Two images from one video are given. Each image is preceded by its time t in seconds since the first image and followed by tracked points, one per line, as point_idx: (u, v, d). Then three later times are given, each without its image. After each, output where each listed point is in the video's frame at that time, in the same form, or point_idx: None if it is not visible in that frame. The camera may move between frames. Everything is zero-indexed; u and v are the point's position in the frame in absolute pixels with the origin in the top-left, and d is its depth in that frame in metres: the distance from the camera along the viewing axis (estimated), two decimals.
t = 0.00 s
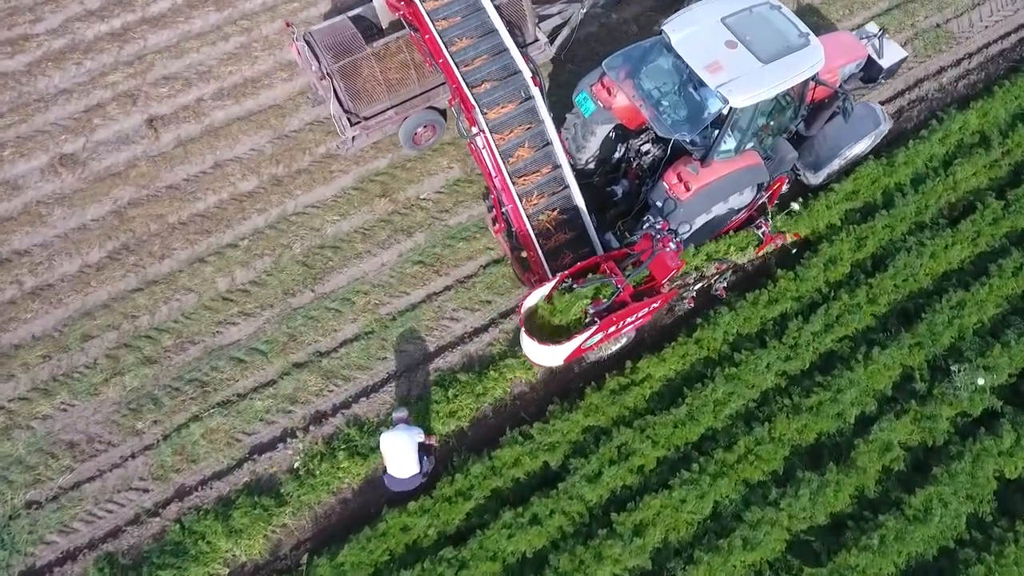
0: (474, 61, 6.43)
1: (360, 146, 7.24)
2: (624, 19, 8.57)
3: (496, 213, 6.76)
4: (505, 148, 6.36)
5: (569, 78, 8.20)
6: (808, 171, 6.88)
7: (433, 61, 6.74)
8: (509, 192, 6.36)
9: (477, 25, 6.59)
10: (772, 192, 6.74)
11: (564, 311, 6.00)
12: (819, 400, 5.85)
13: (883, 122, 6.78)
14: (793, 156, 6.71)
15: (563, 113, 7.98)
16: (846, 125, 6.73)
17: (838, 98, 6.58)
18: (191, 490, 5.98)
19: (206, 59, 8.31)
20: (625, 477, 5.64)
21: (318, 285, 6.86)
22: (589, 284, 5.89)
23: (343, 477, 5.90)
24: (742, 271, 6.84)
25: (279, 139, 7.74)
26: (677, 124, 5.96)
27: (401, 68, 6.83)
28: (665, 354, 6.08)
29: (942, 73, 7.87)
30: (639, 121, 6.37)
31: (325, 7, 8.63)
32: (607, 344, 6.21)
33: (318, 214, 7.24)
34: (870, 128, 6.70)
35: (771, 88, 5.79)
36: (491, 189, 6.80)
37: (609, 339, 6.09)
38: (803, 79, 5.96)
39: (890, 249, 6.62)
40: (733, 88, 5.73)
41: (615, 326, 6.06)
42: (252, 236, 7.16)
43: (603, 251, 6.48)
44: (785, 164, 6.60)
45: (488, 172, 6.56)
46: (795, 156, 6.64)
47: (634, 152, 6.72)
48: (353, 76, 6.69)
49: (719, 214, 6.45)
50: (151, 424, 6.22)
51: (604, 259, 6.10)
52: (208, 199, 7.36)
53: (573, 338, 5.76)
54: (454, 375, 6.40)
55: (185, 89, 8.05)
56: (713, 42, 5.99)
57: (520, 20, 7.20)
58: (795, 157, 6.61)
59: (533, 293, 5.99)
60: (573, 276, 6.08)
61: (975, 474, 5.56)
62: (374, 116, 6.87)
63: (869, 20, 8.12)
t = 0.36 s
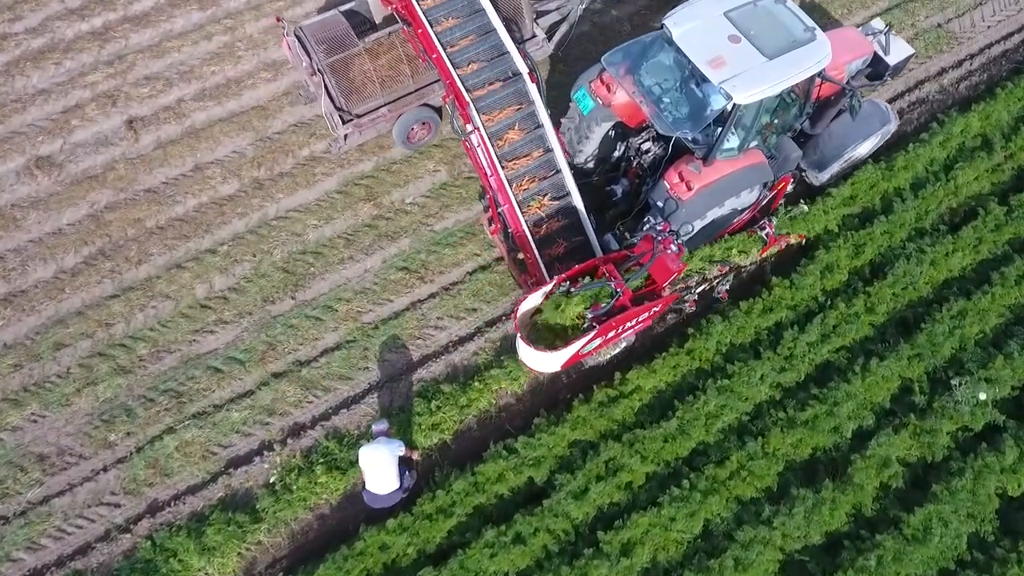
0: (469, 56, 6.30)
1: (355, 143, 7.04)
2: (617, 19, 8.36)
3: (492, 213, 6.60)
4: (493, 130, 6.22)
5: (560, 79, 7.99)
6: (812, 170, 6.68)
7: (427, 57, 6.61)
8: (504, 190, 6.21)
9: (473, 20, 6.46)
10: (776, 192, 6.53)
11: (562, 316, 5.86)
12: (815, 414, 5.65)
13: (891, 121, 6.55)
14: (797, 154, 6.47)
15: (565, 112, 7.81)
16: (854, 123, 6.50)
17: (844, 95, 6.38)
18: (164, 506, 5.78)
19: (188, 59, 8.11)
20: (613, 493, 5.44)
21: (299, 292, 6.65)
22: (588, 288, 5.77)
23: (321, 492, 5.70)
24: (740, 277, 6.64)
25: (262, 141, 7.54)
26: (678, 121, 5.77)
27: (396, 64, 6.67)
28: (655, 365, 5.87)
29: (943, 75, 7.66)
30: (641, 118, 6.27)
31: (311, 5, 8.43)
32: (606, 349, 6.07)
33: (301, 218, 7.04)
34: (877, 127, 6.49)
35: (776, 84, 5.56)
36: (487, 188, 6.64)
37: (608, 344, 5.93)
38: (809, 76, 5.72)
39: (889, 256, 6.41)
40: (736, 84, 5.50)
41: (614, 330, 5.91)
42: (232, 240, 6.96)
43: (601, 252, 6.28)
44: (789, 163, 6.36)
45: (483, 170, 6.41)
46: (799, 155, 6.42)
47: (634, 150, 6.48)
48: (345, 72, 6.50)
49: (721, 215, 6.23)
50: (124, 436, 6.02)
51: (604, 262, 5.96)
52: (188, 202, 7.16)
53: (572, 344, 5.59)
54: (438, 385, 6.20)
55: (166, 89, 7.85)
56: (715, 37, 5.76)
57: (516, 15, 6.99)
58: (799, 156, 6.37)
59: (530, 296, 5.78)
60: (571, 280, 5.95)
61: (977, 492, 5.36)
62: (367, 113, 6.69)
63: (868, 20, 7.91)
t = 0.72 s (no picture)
0: (462, 56, 6.11)
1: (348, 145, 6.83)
2: (610, 20, 8.13)
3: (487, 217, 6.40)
4: (480, 115, 6.04)
5: (551, 82, 7.77)
6: (818, 173, 6.44)
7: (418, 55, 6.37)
8: (499, 195, 6.03)
9: (467, 18, 6.24)
10: (781, 196, 6.32)
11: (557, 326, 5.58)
12: (811, 433, 5.43)
13: (899, 123, 6.35)
14: (802, 157, 6.29)
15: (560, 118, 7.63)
16: (861, 124, 6.32)
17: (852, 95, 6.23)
18: (134, 527, 5.58)
19: (169, 62, 7.89)
20: (600, 517, 5.22)
21: (277, 303, 6.43)
22: (586, 297, 5.54)
23: (297, 514, 5.49)
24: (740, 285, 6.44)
25: (243, 146, 7.32)
26: (680, 122, 5.59)
27: (390, 64, 6.49)
28: (645, 382, 5.65)
29: (945, 79, 7.44)
30: (641, 120, 6.04)
31: (296, 7, 8.21)
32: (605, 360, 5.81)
33: (281, 226, 6.82)
34: (885, 129, 6.28)
35: (782, 84, 5.41)
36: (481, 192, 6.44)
37: (607, 354, 5.71)
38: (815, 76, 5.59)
39: (888, 267, 6.19)
40: (740, 85, 5.35)
41: (613, 340, 5.66)
42: (210, 250, 6.74)
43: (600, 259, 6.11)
44: (794, 166, 6.20)
45: (478, 174, 6.22)
46: (804, 158, 6.24)
47: (634, 153, 6.37)
48: (336, 73, 6.34)
49: (724, 219, 6.02)
50: (94, 454, 5.81)
51: (602, 270, 5.72)
52: (165, 210, 6.94)
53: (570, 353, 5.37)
54: (421, 402, 5.98)
55: (145, 93, 7.62)
56: (719, 36, 5.61)
57: (513, 14, 6.81)
58: (804, 158, 6.20)
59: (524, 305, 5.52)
60: (569, 288, 5.74)
61: (978, 516, 5.15)
62: (360, 114, 6.49)
63: (868, 22, 7.68)
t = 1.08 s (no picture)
0: (456, 56, 5.90)
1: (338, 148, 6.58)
2: (602, 23, 7.91)
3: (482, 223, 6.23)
4: (466, 98, 5.84)
5: (541, 86, 7.56)
6: (822, 177, 6.26)
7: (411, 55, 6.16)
8: (494, 200, 5.84)
9: (461, 16, 6.03)
10: (785, 201, 6.17)
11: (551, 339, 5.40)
12: (805, 455, 5.22)
13: (907, 126, 6.09)
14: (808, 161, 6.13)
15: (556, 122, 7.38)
16: (869, 127, 6.12)
17: (859, 97, 6.01)
18: (102, 550, 5.39)
19: (149, 65, 7.67)
20: (585, 542, 5.02)
21: (255, 316, 6.23)
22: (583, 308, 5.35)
23: (270, 537, 5.29)
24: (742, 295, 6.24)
25: (222, 153, 7.12)
26: (681, 126, 5.38)
27: (381, 65, 6.31)
28: (633, 400, 5.44)
29: (945, 84, 7.22)
30: (641, 123, 5.87)
31: (280, 8, 7.99)
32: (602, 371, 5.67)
33: (260, 236, 6.61)
34: (894, 132, 6.05)
35: (788, 86, 5.18)
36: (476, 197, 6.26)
37: (604, 366, 5.56)
38: (822, 78, 5.36)
39: (886, 280, 5.97)
40: (744, 87, 5.12)
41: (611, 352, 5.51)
42: (187, 260, 6.53)
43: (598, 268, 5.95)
44: (799, 170, 6.03)
45: (472, 178, 6.03)
46: (809, 161, 6.07)
47: (634, 157, 6.15)
48: (327, 73, 6.17)
49: (727, 226, 5.83)
50: (62, 473, 5.60)
51: (600, 279, 5.54)
52: (141, 219, 6.73)
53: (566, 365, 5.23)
54: (402, 418, 5.77)
55: (123, 98, 7.41)
56: (722, 36, 5.38)
57: (510, 13, 6.66)
58: (809, 162, 6.04)
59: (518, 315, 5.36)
60: (565, 297, 5.56)
61: (979, 543, 4.94)
62: (351, 116, 6.26)
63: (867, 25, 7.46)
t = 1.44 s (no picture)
0: (448, 57, 5.66)
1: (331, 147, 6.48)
2: (593, 27, 7.69)
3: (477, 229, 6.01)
4: (449, 83, 5.62)
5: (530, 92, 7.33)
6: (829, 182, 6.05)
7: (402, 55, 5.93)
8: (488, 205, 5.62)
9: (453, 15, 5.81)
10: (791, 209, 5.90)
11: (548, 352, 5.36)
12: (799, 481, 5.01)
13: (915, 129, 6.03)
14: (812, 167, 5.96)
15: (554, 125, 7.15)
16: (877, 131, 5.95)
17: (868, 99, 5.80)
18: None
19: (127, 68, 7.44)
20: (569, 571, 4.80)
21: (231, 330, 6.02)
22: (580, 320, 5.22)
23: (242, 564, 5.09)
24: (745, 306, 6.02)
25: (200, 160, 6.90)
26: (683, 129, 5.16)
27: (371, 64, 6.08)
28: (620, 421, 5.23)
29: (946, 90, 7.00)
30: (642, 125, 5.60)
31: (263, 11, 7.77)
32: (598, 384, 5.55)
33: (238, 246, 6.39)
34: (902, 136, 5.98)
35: (795, 89, 4.97)
36: (469, 202, 6.03)
37: (602, 378, 5.43)
38: (830, 80, 5.16)
39: (885, 295, 5.75)
40: (749, 90, 4.91)
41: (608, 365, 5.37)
42: (161, 271, 6.31)
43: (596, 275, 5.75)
44: (803, 176, 5.86)
45: (465, 183, 5.81)
46: (814, 167, 5.89)
47: (633, 161, 5.90)
48: (315, 74, 5.93)
49: (730, 234, 5.63)
50: (27, 495, 5.39)
51: (597, 289, 5.33)
52: (116, 228, 6.51)
53: (561, 381, 5.09)
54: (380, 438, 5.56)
55: (99, 102, 7.19)
56: (726, 37, 5.16)
57: (505, 13, 6.50)
58: (814, 167, 5.86)
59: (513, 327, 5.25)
60: (562, 308, 5.39)
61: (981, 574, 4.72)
62: (341, 117, 6.11)
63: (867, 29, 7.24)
